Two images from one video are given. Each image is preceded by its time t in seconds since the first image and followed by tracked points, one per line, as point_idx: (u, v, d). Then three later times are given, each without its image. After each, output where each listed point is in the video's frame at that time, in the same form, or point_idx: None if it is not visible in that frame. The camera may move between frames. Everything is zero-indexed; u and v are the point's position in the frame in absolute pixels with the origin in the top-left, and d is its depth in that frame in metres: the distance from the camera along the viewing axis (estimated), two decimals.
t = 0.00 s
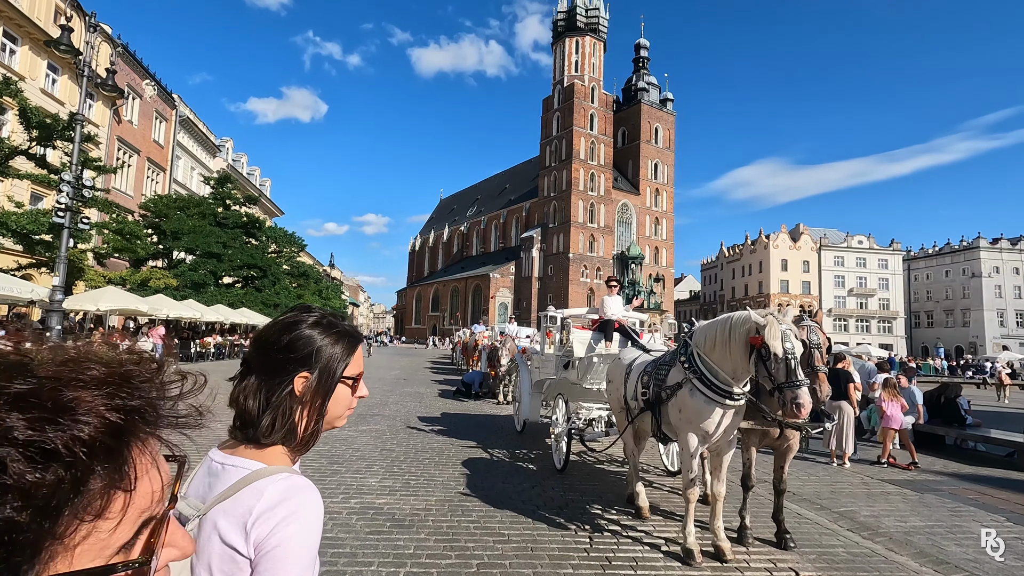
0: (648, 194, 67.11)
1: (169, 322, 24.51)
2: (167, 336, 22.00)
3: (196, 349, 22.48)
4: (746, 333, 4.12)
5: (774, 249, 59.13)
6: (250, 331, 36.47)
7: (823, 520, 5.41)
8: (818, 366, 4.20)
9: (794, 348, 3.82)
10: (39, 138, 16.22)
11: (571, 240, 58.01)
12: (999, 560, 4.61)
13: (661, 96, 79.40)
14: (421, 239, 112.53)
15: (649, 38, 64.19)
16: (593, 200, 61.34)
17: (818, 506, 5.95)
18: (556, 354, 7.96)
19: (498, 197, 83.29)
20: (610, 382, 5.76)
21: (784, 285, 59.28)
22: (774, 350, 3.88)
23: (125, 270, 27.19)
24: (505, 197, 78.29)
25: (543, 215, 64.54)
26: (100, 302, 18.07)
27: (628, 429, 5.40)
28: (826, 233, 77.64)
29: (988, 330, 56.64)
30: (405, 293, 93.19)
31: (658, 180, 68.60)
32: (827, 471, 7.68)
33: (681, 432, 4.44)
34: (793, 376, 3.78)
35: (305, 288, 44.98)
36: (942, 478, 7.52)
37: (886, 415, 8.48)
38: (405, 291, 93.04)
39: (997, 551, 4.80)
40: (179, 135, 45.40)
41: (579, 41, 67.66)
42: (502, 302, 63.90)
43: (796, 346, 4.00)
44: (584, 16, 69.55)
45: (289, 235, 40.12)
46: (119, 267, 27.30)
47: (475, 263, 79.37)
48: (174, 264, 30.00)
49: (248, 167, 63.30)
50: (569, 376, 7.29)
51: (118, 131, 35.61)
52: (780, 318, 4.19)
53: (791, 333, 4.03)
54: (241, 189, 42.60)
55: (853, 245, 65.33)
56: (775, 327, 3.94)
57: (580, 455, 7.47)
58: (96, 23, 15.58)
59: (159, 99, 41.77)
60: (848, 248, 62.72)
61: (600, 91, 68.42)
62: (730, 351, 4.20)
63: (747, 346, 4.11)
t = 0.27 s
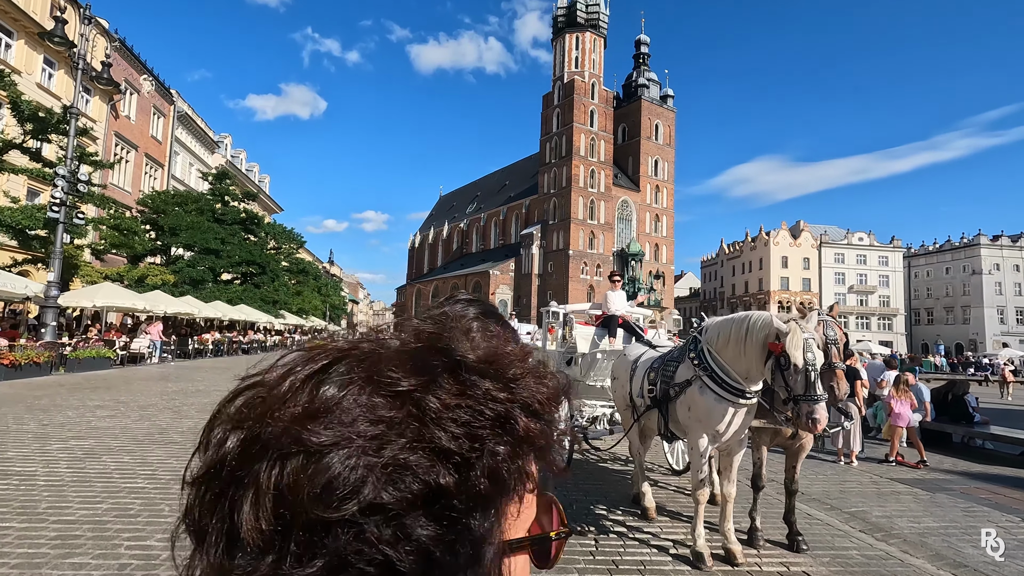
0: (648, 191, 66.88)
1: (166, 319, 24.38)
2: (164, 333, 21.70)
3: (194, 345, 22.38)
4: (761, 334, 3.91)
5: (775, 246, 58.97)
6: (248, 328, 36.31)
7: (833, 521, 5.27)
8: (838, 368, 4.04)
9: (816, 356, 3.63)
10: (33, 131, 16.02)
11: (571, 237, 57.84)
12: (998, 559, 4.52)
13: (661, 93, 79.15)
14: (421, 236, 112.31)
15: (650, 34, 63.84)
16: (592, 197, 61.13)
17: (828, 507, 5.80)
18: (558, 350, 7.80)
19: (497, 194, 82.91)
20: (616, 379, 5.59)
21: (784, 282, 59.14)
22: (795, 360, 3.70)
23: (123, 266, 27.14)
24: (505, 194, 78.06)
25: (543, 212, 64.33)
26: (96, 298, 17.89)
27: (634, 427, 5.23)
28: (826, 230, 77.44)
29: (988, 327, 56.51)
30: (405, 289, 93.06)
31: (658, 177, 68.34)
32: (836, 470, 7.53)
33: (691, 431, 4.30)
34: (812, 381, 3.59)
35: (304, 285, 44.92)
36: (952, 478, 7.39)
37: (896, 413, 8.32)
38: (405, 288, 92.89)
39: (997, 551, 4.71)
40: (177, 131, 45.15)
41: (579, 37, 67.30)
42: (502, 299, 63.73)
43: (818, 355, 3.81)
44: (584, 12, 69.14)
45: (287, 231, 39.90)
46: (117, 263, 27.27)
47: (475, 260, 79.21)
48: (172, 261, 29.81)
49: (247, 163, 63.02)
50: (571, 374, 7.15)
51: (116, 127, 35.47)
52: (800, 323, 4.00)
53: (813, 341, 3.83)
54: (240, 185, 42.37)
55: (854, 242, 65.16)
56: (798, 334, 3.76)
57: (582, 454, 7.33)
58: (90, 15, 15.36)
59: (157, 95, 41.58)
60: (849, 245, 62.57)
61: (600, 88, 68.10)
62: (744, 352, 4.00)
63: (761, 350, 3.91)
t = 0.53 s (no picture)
0: (649, 188, 66.60)
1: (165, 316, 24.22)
2: (163, 330, 21.50)
3: (193, 343, 22.23)
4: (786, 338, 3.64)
5: (776, 243, 58.73)
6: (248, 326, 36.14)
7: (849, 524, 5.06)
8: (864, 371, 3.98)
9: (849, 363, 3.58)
10: (28, 125, 15.76)
11: (572, 235, 57.63)
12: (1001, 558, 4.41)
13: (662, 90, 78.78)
14: (422, 234, 112.03)
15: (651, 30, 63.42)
16: (593, 194, 60.86)
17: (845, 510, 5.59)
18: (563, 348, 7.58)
19: (498, 191, 82.60)
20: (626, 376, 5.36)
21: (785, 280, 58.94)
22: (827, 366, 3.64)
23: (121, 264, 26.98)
24: (506, 191, 77.75)
25: (544, 210, 64.06)
26: (92, 295, 17.67)
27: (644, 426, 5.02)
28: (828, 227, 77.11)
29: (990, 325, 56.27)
30: (405, 287, 92.90)
31: (659, 174, 68.02)
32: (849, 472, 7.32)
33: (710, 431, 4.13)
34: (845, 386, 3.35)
35: (304, 283, 44.74)
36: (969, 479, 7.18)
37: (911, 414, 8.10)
38: (405, 286, 92.66)
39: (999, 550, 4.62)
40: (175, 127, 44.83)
41: (580, 34, 66.90)
42: (503, 297, 63.54)
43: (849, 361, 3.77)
44: (585, 8, 68.71)
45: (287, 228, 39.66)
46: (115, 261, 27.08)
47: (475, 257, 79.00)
48: (171, 258, 29.58)
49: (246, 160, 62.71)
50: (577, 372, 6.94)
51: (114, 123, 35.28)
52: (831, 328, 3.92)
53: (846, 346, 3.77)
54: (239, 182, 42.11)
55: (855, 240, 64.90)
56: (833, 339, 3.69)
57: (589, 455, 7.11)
58: (85, 6, 15.06)
59: (155, 91, 41.27)
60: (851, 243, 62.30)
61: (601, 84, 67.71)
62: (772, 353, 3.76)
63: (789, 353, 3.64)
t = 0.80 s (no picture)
0: (650, 187, 66.28)
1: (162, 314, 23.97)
2: (159, 329, 21.23)
3: (190, 342, 21.94)
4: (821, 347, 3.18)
5: (777, 243, 58.46)
6: (246, 324, 35.87)
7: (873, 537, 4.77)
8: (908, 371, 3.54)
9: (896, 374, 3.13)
10: (21, 121, 15.50)
11: (572, 234, 57.40)
12: (997, 560, 4.37)
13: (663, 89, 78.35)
14: (421, 233, 111.74)
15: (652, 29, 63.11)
16: (594, 193, 60.55)
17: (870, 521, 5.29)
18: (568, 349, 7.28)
19: (498, 190, 82.26)
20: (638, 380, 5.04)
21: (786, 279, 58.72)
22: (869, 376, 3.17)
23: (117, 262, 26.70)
24: (506, 190, 77.39)
25: (544, 209, 63.76)
26: (86, 294, 17.34)
27: (658, 434, 4.72)
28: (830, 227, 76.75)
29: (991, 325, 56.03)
30: (405, 286, 92.63)
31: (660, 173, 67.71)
32: (869, 478, 7.04)
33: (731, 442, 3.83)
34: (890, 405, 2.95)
35: (303, 282, 44.46)
36: (990, 487, 6.92)
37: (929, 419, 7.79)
38: (405, 285, 92.39)
39: (997, 551, 4.59)
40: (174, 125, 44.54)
41: (581, 32, 66.54)
42: (503, 296, 63.25)
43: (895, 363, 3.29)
44: (586, 6, 68.37)
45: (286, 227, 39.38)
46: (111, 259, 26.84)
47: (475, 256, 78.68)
48: (168, 256, 29.22)
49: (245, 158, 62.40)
50: (584, 375, 6.66)
51: (112, 121, 35.04)
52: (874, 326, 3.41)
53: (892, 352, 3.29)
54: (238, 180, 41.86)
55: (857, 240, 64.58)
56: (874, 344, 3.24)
57: (596, 459, 6.87)
58: None
59: (154, 88, 41.01)
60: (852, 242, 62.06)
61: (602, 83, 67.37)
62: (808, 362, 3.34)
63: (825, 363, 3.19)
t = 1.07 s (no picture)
0: (650, 186, 65.91)
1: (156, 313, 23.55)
2: (153, 328, 20.84)
3: (184, 341, 21.56)
4: (866, 338, 3.01)
5: (778, 242, 58.13)
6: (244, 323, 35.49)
7: (905, 547, 4.42)
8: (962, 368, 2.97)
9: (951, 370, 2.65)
10: (10, 114, 15.12)
11: (572, 232, 57.07)
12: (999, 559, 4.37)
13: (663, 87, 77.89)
14: (421, 232, 111.33)
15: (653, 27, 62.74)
16: (594, 192, 60.21)
17: (897, 530, 4.95)
18: (573, 346, 6.90)
19: (498, 189, 81.83)
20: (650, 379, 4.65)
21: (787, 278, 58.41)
22: (921, 375, 2.66)
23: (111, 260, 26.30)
24: (506, 189, 76.99)
25: (544, 207, 63.41)
26: (77, 292, 16.93)
27: (672, 437, 4.34)
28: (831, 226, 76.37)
29: (994, 324, 55.64)
30: (404, 286, 92.25)
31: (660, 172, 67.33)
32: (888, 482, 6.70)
33: (755, 448, 3.40)
34: (948, 400, 2.60)
35: (301, 280, 44.07)
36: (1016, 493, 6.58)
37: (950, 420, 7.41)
38: (404, 284, 92.03)
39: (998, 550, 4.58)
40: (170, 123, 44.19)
41: (581, 30, 66.14)
42: (503, 295, 62.87)
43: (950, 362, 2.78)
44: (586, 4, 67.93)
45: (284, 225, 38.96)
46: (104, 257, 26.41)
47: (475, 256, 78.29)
48: (164, 254, 28.78)
49: (243, 157, 62.02)
50: (591, 373, 6.33)
51: (107, 117, 34.68)
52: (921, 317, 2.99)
53: (946, 346, 2.79)
54: (235, 178, 41.48)
55: (858, 239, 64.23)
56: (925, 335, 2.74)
57: (602, 463, 6.52)
58: None
59: (150, 85, 40.64)
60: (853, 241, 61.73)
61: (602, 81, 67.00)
62: (851, 354, 3.09)
63: (870, 354, 2.99)
